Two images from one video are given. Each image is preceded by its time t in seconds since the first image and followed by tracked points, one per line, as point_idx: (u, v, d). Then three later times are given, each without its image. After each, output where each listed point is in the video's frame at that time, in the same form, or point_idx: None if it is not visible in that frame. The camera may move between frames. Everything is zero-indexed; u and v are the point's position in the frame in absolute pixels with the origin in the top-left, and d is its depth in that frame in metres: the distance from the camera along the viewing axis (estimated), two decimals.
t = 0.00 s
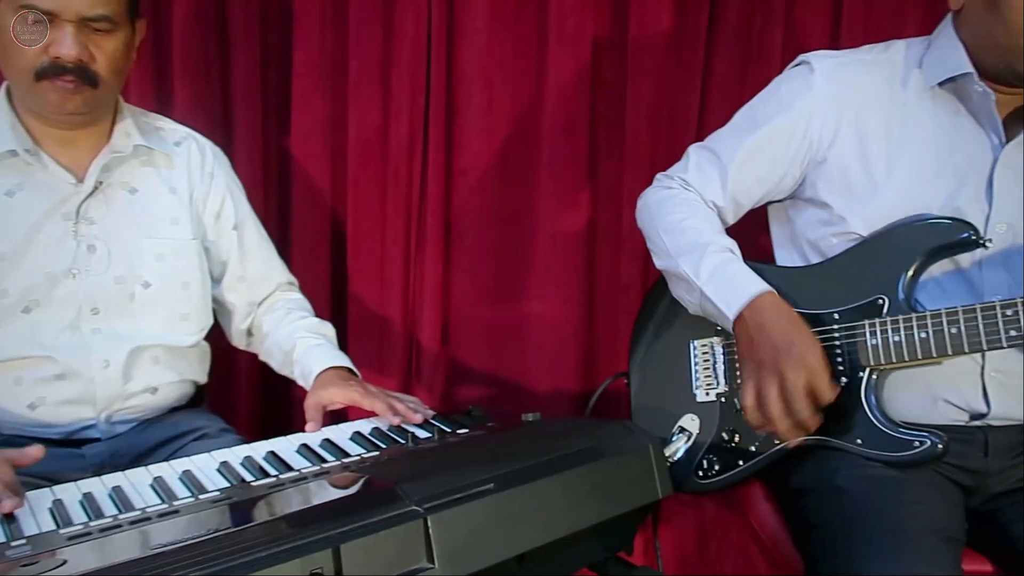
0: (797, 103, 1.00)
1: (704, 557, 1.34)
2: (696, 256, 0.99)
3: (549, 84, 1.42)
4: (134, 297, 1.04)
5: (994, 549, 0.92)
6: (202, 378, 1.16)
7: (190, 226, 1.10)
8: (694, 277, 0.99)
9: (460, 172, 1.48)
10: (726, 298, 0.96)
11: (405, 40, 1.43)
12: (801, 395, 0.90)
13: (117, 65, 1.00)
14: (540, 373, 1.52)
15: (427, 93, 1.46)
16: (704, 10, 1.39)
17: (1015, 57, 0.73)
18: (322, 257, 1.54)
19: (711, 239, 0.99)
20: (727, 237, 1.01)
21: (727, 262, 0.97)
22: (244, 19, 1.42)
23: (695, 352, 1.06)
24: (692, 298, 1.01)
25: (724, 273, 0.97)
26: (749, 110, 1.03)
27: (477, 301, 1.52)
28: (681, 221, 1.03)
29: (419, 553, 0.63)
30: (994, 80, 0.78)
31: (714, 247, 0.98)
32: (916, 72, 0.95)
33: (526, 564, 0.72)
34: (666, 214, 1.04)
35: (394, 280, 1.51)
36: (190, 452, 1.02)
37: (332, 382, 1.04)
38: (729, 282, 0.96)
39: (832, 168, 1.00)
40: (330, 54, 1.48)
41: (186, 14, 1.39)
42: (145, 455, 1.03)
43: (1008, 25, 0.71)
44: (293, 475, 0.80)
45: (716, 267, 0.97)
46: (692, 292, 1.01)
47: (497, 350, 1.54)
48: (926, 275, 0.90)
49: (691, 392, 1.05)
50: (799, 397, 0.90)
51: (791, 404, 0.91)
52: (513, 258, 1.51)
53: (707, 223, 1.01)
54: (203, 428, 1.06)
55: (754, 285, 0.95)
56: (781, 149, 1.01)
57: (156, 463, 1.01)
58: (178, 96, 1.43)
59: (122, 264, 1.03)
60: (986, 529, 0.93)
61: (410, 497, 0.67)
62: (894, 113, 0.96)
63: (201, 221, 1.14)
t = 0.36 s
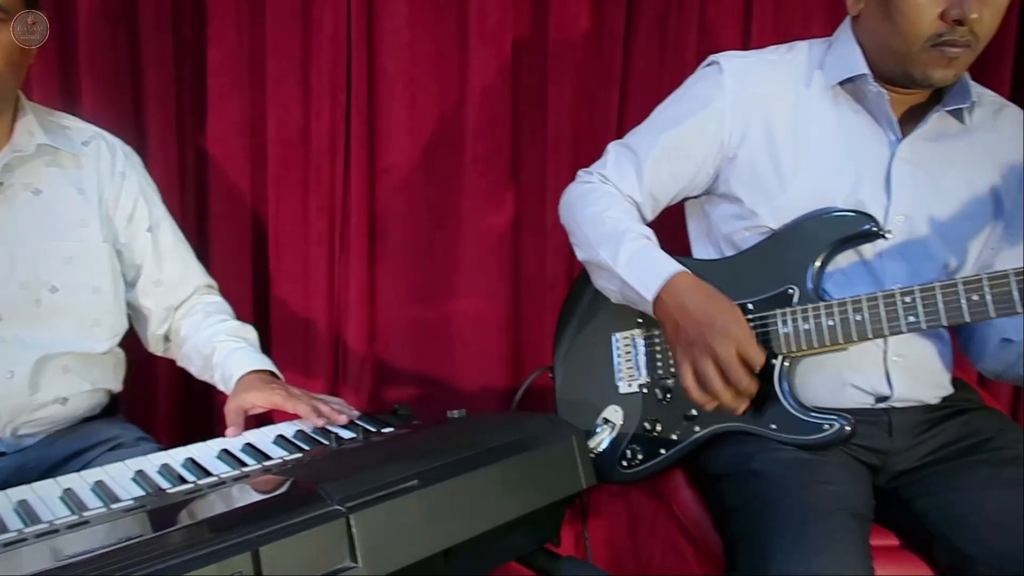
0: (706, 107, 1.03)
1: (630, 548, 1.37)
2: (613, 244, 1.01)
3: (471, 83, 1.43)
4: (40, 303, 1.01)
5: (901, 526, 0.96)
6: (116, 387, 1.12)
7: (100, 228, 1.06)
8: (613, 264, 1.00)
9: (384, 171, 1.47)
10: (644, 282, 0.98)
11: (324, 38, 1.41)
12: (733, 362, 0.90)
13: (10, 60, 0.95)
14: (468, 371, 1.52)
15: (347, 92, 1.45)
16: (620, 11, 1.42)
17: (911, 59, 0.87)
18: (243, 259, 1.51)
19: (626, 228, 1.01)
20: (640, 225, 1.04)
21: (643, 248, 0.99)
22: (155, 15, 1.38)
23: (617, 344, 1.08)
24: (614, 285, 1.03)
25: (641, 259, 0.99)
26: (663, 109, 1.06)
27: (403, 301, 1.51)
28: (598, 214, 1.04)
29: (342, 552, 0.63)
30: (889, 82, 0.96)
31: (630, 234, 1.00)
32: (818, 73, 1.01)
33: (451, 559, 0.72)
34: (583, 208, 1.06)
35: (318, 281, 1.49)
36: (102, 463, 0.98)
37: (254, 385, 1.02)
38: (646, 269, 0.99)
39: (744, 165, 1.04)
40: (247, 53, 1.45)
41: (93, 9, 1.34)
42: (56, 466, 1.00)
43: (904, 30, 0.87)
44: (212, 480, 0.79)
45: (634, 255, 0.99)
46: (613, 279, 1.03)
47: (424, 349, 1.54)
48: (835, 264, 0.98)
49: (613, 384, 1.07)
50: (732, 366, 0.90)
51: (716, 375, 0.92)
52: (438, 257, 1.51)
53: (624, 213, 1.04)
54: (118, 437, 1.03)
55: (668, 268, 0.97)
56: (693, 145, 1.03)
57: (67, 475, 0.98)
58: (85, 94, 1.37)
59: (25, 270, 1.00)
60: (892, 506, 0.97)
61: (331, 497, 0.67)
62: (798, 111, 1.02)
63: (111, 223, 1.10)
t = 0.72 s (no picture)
0: (622, 112, 1.04)
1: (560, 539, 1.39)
2: (574, 278, 0.94)
3: (392, 81, 1.42)
4: None
5: (812, 507, 1.00)
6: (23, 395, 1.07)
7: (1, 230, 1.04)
8: (581, 301, 0.93)
9: (306, 170, 1.45)
10: (614, 314, 0.92)
11: (241, 35, 1.38)
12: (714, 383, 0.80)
13: None
14: (394, 370, 1.51)
15: (266, 90, 1.43)
16: (541, 10, 1.44)
17: (789, 68, 1.00)
18: (161, 261, 1.47)
19: (583, 258, 0.95)
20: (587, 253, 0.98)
21: (604, 282, 0.93)
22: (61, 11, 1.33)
23: (538, 335, 1.09)
24: (577, 324, 0.96)
25: (606, 290, 0.92)
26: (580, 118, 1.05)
27: (328, 301, 1.50)
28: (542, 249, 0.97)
29: (252, 552, 0.62)
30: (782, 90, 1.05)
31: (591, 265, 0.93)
32: (720, 74, 1.06)
33: (367, 553, 0.72)
34: (523, 247, 0.97)
35: (240, 282, 1.47)
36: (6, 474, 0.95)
37: (170, 388, 1.00)
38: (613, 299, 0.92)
39: (660, 168, 1.05)
40: (161, 50, 1.42)
41: None
42: None
43: (783, 44, 0.99)
44: (118, 485, 0.77)
45: (598, 285, 0.93)
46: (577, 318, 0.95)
47: (350, 349, 1.53)
48: (746, 257, 1.02)
49: (534, 374, 1.08)
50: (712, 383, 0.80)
51: (701, 390, 0.81)
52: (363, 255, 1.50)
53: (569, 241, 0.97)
54: (26, 448, 0.99)
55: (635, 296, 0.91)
56: (616, 148, 1.04)
57: None
58: None
59: None
60: (802, 488, 1.01)
61: (239, 497, 0.66)
62: (706, 110, 1.05)
63: (14, 224, 1.08)
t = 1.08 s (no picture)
0: (547, 131, 1.06)
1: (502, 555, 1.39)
2: (498, 255, 0.98)
3: (328, 102, 1.42)
4: None
5: (742, 512, 1.02)
6: None
7: None
8: (504, 275, 0.97)
9: (241, 191, 1.44)
10: (541, 281, 0.97)
11: (172, 56, 1.37)
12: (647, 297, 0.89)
13: None
14: (335, 390, 1.50)
15: (199, 110, 1.41)
16: (476, 31, 1.45)
17: (705, 95, 1.04)
18: (91, 284, 1.44)
19: (502, 237, 0.99)
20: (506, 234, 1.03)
21: (526, 253, 0.98)
22: None
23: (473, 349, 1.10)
24: (508, 298, 1.00)
25: (529, 261, 0.97)
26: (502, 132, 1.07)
27: (266, 322, 1.48)
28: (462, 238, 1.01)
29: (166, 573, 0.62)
30: (699, 112, 1.09)
31: (510, 240, 0.98)
32: (637, 94, 1.08)
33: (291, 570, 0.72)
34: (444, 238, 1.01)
35: (174, 304, 1.44)
36: None
37: (91, 413, 0.98)
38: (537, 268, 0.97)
39: (585, 186, 1.07)
40: (90, 70, 1.40)
41: None
42: None
43: (699, 72, 1.02)
44: (31, 512, 0.76)
45: (521, 259, 0.98)
46: (500, 291, 1.00)
47: (290, 370, 1.51)
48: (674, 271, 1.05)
49: (469, 387, 1.08)
50: (647, 298, 0.88)
51: (641, 308, 0.89)
52: (300, 276, 1.50)
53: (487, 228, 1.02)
54: None
55: (560, 263, 0.96)
56: (536, 160, 1.05)
57: None
58: None
59: None
60: (732, 493, 1.03)
61: (153, 518, 0.65)
62: (628, 127, 1.08)
63: None
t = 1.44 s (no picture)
0: (482, 156, 1.12)
1: None
2: (388, 296, 1.08)
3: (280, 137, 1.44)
4: None
5: (685, 531, 1.04)
6: None
7: None
8: (383, 316, 1.07)
9: (193, 225, 1.45)
10: (410, 335, 1.06)
11: (124, 92, 1.38)
12: (486, 389, 0.99)
13: None
14: (289, 423, 1.50)
15: (151, 145, 1.42)
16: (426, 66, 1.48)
17: (644, 123, 1.08)
18: (40, 320, 1.43)
19: (400, 283, 1.08)
20: (418, 274, 1.11)
21: (409, 305, 1.07)
22: None
23: (420, 378, 1.12)
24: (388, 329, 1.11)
25: (407, 314, 1.06)
26: (444, 153, 1.14)
27: (218, 355, 1.48)
28: (379, 259, 1.11)
29: None
30: (637, 138, 1.12)
31: (401, 289, 1.07)
32: (579, 124, 1.12)
33: None
34: (367, 250, 1.12)
35: (125, 339, 1.44)
36: None
37: (34, 447, 0.97)
38: (413, 324, 1.06)
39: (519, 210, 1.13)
40: (40, 107, 1.41)
41: None
42: None
43: (638, 101, 1.07)
44: None
45: (402, 310, 1.07)
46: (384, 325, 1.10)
47: (243, 404, 1.51)
48: (607, 292, 1.09)
49: (416, 416, 1.10)
50: (485, 390, 0.98)
51: (481, 395, 0.99)
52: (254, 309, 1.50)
53: (401, 260, 1.10)
54: None
55: (433, 330, 1.05)
56: (471, 187, 1.12)
57: None
58: None
59: None
60: (675, 512, 1.06)
61: (83, 548, 0.67)
62: (565, 157, 1.12)
63: None
